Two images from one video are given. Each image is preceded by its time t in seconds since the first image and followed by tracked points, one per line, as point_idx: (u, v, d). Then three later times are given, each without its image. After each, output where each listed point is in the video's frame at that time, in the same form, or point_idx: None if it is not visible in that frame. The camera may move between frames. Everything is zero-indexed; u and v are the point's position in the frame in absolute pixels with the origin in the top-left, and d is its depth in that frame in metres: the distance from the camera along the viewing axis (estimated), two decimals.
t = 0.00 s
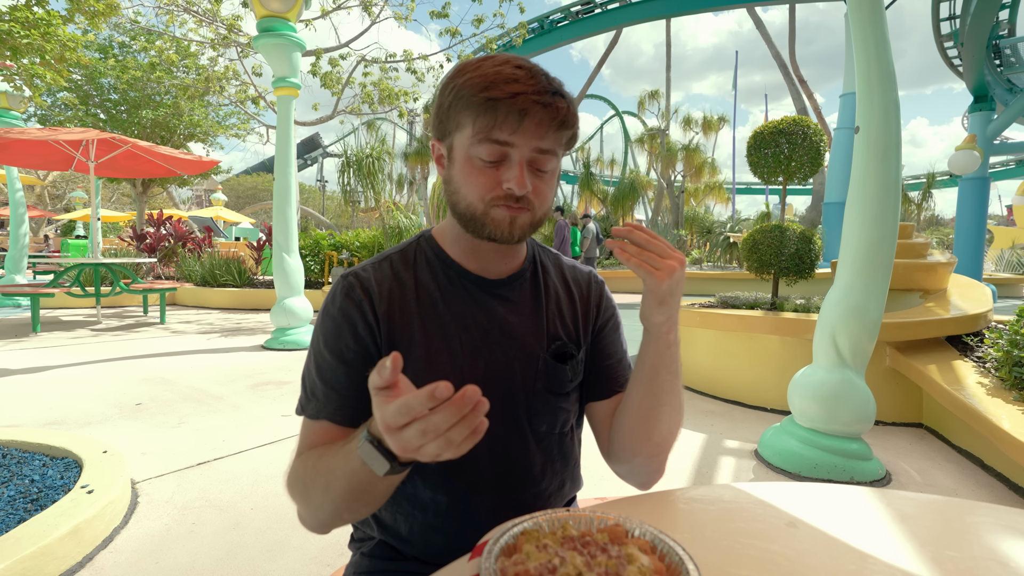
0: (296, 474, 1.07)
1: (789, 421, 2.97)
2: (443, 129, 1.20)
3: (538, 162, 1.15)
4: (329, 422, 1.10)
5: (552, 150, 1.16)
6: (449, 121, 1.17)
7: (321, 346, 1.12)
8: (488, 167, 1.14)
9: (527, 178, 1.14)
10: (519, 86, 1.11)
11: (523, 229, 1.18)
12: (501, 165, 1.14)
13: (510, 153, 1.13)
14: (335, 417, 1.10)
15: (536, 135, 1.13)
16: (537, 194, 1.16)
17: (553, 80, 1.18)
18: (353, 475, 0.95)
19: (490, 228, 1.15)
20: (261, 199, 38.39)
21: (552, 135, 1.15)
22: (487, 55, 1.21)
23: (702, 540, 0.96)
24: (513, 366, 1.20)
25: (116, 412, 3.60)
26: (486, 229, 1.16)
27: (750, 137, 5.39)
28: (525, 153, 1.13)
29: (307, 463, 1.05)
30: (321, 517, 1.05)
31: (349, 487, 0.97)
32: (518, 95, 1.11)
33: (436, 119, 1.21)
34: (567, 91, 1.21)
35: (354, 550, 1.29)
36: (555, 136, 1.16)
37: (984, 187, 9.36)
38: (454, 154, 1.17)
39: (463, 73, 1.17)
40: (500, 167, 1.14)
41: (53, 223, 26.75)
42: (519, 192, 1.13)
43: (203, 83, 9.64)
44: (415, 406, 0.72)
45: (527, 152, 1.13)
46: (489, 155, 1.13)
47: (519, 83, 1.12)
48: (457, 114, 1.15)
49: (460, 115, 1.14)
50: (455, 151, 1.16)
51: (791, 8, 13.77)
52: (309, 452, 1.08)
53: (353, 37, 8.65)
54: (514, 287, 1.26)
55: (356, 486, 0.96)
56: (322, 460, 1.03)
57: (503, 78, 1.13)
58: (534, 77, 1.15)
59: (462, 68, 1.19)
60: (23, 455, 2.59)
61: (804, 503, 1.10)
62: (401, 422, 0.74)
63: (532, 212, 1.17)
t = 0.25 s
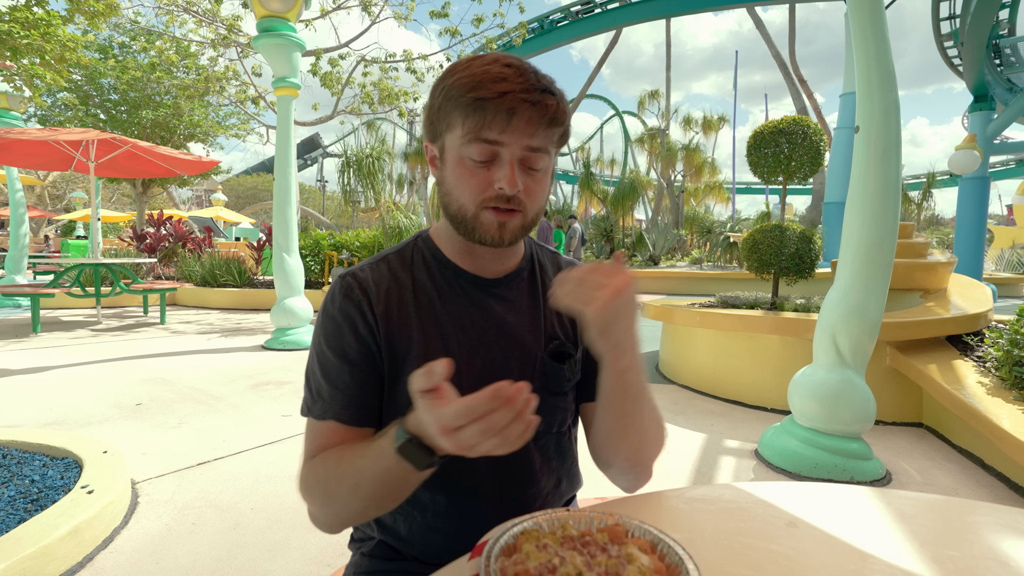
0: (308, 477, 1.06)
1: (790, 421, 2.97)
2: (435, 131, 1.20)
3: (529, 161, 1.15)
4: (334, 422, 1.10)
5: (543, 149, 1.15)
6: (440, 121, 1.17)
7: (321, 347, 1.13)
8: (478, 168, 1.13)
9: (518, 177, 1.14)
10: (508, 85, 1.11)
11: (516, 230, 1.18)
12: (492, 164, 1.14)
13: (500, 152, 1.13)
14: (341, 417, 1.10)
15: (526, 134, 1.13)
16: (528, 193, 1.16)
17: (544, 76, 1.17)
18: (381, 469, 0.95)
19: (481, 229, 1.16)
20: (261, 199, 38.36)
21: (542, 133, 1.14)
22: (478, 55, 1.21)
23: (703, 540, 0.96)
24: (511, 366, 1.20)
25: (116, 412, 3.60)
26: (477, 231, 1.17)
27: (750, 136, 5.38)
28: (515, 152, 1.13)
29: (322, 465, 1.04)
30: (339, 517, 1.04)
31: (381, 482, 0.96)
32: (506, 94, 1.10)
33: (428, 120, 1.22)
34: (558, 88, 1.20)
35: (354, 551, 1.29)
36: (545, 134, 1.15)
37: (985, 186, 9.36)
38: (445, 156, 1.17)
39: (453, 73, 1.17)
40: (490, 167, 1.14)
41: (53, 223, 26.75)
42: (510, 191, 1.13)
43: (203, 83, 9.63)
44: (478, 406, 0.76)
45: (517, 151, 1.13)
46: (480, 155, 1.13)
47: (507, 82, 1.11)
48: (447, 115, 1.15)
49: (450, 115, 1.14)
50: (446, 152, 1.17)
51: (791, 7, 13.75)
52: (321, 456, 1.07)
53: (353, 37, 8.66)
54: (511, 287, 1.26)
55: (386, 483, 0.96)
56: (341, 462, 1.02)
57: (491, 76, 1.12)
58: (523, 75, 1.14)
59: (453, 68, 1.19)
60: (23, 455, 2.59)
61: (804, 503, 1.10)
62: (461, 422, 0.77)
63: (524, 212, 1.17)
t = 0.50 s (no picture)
0: (313, 479, 1.05)
1: (790, 421, 2.96)
2: (420, 135, 1.23)
3: (507, 153, 1.13)
4: (335, 422, 1.10)
5: (522, 140, 1.13)
6: (422, 124, 1.20)
7: (320, 347, 1.13)
8: (456, 165, 1.14)
9: (495, 171, 1.13)
10: (476, 78, 1.12)
11: (501, 227, 1.16)
12: (469, 160, 1.13)
13: (476, 146, 1.12)
14: (340, 417, 1.11)
15: (501, 126, 1.12)
16: (507, 186, 1.13)
17: (520, 67, 1.16)
18: (409, 464, 0.99)
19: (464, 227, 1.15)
20: (261, 200, 38.35)
21: (517, 123, 1.12)
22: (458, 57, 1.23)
23: (703, 540, 0.96)
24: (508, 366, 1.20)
25: (116, 412, 3.60)
26: (460, 230, 1.17)
27: (750, 136, 5.38)
28: (490, 145, 1.12)
29: (333, 467, 1.04)
30: (351, 514, 1.04)
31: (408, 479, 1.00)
32: (474, 87, 1.11)
33: (415, 126, 1.25)
34: (538, 77, 1.18)
35: (354, 551, 1.29)
36: (521, 124, 1.13)
37: (985, 186, 9.36)
38: (428, 157, 1.19)
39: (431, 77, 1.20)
40: (468, 162, 1.13)
41: (53, 224, 26.78)
42: (486, 185, 1.12)
43: (203, 83, 9.64)
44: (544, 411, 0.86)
45: (492, 144, 1.12)
46: (457, 151, 1.13)
47: (477, 75, 1.12)
48: (425, 117, 1.18)
49: (428, 116, 1.17)
50: (428, 155, 1.19)
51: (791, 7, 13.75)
52: (327, 457, 1.07)
53: (353, 37, 8.68)
54: (509, 287, 1.25)
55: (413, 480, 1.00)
56: (360, 463, 1.03)
57: (462, 73, 1.13)
58: (496, 68, 1.14)
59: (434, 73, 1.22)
60: (23, 455, 2.59)
61: (805, 503, 1.09)
62: (528, 424, 0.86)
63: (507, 207, 1.15)
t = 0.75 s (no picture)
0: (304, 476, 1.04)
1: (790, 420, 2.96)
2: (413, 135, 1.30)
3: (493, 138, 1.17)
4: (330, 423, 1.09)
5: (507, 124, 1.17)
6: (412, 122, 1.27)
7: (317, 349, 1.12)
8: (445, 153, 1.18)
9: (482, 155, 1.17)
10: (458, 68, 1.18)
11: (493, 212, 1.18)
12: (457, 148, 1.18)
13: (463, 133, 1.17)
14: (337, 418, 1.09)
15: (484, 112, 1.17)
16: (495, 169, 1.16)
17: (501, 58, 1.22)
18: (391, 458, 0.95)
19: (456, 215, 1.18)
20: (261, 200, 38.47)
21: (500, 108, 1.17)
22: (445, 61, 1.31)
23: (703, 540, 0.96)
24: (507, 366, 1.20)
25: (117, 412, 3.60)
26: (453, 217, 1.19)
27: (750, 136, 5.38)
28: (476, 131, 1.17)
29: (322, 462, 1.02)
30: (337, 512, 1.02)
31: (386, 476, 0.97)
32: (456, 76, 1.17)
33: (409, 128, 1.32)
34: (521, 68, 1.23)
35: (355, 551, 1.29)
36: (505, 110, 1.17)
37: (985, 186, 9.35)
38: (421, 153, 1.25)
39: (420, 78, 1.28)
40: (456, 150, 1.18)
41: (54, 224, 26.80)
42: (473, 168, 1.15)
43: (203, 83, 9.64)
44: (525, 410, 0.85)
45: (478, 130, 1.17)
46: (445, 141, 1.18)
47: (459, 66, 1.18)
48: (415, 114, 1.24)
49: (418, 113, 1.23)
50: (421, 150, 1.25)
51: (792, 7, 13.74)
52: (319, 453, 1.05)
53: (353, 37, 8.69)
54: (506, 287, 1.25)
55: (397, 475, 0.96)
56: (348, 456, 1.01)
57: (445, 66, 1.20)
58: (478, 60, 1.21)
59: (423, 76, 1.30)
60: (23, 455, 2.60)
61: (806, 503, 1.09)
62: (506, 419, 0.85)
63: (498, 191, 1.17)
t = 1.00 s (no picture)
0: (297, 469, 1.07)
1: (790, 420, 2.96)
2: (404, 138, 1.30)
3: (480, 147, 1.17)
4: (326, 421, 1.11)
5: (494, 133, 1.17)
6: (404, 126, 1.28)
7: (315, 348, 1.13)
8: (432, 160, 1.19)
9: (467, 164, 1.16)
10: (447, 75, 1.17)
11: (478, 221, 1.18)
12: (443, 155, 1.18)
13: (449, 141, 1.17)
14: (333, 416, 1.11)
15: (471, 120, 1.17)
16: (479, 178, 1.16)
17: (492, 65, 1.21)
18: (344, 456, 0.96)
19: (441, 222, 1.19)
20: (261, 200, 38.47)
21: (487, 117, 1.16)
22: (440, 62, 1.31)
23: (703, 540, 0.96)
24: (503, 364, 1.19)
25: (117, 412, 3.60)
26: (437, 225, 1.20)
27: (750, 136, 5.38)
28: (462, 139, 1.16)
29: (310, 456, 1.06)
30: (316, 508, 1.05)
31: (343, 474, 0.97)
32: (444, 83, 1.17)
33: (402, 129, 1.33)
34: (512, 74, 1.22)
35: (354, 550, 1.28)
36: (492, 119, 1.17)
37: (985, 185, 9.35)
38: (411, 157, 1.26)
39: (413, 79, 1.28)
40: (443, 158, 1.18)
41: (53, 224, 26.80)
42: (457, 177, 1.15)
43: (203, 83, 9.64)
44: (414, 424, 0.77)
45: (465, 138, 1.16)
46: (432, 148, 1.19)
47: (448, 72, 1.18)
48: (406, 118, 1.25)
49: (408, 117, 1.24)
50: (411, 154, 1.26)
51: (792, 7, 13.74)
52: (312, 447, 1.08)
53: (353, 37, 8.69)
54: (502, 285, 1.25)
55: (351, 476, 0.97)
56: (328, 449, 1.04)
57: (434, 71, 1.20)
58: (467, 65, 1.20)
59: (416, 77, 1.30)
60: (23, 455, 2.60)
61: (807, 503, 1.09)
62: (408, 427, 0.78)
63: (483, 201, 1.17)
